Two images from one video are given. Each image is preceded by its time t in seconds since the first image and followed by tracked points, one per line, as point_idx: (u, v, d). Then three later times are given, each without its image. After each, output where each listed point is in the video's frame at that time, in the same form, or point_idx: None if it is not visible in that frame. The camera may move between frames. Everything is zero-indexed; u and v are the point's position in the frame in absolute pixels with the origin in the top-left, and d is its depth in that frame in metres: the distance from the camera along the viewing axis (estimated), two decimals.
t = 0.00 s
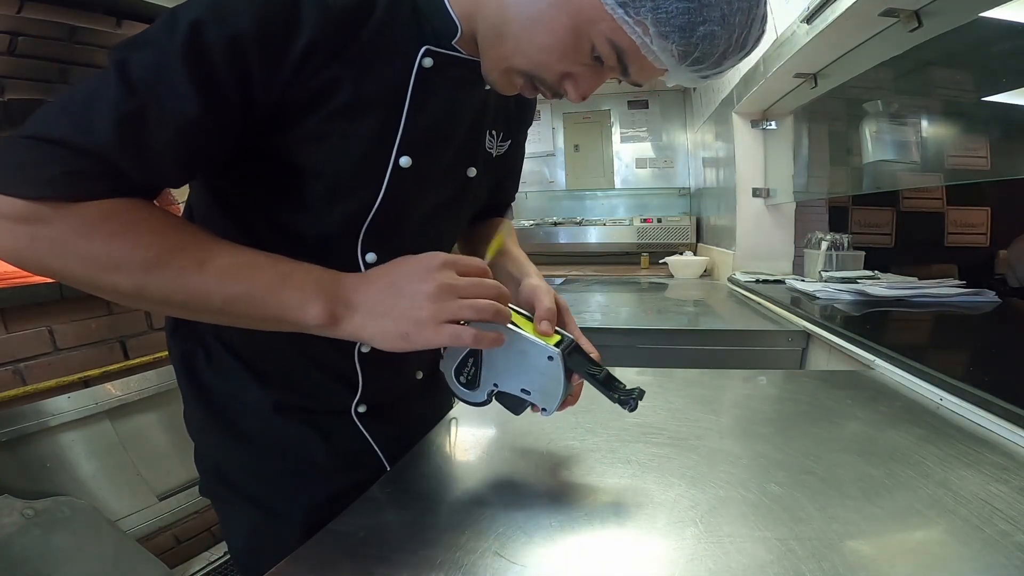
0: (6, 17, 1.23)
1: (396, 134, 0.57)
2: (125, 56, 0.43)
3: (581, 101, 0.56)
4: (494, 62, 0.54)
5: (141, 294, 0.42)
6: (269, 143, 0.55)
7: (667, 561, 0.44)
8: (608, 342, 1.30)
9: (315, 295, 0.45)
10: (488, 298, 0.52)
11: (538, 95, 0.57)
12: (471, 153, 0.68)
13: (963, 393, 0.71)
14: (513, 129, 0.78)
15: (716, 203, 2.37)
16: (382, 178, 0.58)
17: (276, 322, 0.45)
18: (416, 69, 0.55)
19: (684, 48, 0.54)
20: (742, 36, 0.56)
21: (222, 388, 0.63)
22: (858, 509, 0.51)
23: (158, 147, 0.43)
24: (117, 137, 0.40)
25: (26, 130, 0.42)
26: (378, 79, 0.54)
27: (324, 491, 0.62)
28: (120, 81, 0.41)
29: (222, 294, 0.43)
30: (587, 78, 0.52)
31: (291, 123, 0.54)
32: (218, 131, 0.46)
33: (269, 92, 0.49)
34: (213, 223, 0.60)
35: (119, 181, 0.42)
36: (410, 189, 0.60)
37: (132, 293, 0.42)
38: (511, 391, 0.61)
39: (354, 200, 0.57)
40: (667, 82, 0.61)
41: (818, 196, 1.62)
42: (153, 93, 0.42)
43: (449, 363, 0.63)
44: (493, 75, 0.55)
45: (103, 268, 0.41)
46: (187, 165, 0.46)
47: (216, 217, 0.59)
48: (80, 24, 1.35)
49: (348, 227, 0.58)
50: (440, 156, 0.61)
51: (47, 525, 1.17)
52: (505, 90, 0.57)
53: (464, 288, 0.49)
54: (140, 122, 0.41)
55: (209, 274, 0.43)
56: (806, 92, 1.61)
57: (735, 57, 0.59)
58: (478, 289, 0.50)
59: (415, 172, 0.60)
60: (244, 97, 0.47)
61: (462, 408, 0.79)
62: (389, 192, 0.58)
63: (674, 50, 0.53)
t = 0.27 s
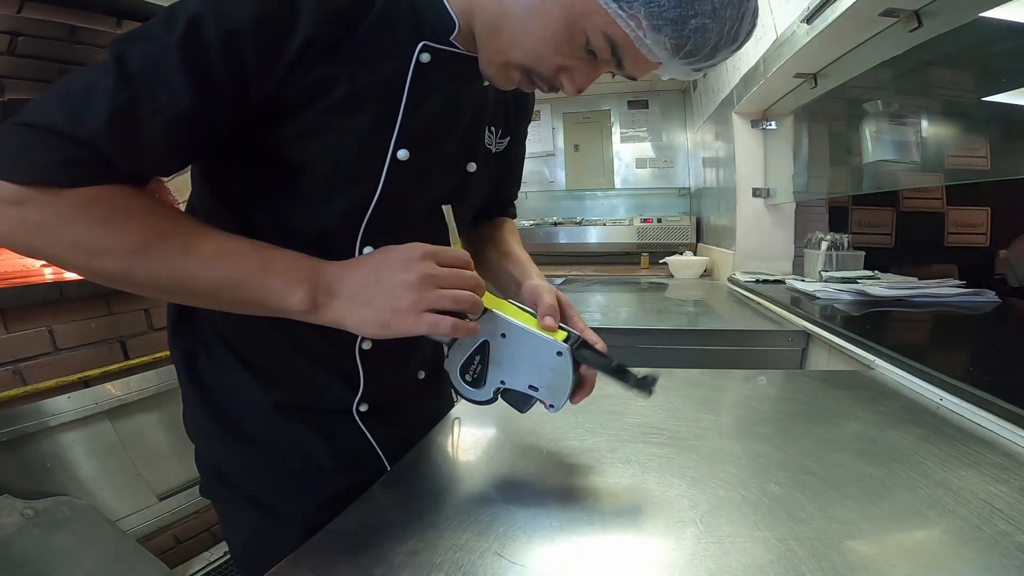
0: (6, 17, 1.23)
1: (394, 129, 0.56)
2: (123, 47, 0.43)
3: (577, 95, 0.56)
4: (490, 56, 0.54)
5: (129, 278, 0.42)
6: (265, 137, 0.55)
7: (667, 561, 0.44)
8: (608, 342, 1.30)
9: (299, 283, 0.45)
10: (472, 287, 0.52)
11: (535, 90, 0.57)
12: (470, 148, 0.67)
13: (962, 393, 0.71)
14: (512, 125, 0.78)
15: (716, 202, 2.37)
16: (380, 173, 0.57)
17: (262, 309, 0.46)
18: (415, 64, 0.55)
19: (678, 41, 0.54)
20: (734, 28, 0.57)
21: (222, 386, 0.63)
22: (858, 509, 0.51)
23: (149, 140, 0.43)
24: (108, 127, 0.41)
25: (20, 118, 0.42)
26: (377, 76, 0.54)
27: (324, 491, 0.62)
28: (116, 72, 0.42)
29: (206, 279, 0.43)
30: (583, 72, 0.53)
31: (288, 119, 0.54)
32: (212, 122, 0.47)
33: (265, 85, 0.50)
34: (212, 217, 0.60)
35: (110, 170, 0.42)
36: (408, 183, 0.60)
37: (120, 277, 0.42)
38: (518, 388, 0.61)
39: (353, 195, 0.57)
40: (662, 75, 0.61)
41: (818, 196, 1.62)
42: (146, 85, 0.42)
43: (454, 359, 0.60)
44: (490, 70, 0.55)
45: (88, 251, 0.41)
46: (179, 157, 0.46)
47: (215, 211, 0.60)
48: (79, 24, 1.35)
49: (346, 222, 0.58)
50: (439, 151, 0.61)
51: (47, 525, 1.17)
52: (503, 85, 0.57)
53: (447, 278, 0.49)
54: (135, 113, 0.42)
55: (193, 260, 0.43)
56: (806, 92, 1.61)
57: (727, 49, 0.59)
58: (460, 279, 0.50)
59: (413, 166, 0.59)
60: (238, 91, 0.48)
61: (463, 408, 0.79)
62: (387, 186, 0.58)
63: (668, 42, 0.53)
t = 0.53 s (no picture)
0: (5, 17, 1.23)
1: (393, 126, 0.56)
2: (125, 45, 0.43)
3: (574, 91, 0.56)
4: (488, 55, 0.54)
5: (126, 272, 0.42)
6: (264, 135, 0.55)
7: (667, 561, 0.44)
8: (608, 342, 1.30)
9: (297, 279, 0.45)
10: (469, 286, 0.51)
11: (532, 87, 0.57)
12: (469, 146, 0.67)
13: (963, 393, 0.71)
14: (512, 124, 0.77)
15: (716, 202, 2.37)
16: (378, 170, 0.57)
17: (258, 305, 0.46)
18: (414, 62, 0.55)
19: (671, 35, 0.54)
20: (727, 21, 0.57)
21: (223, 384, 0.63)
22: (858, 509, 0.51)
23: (149, 137, 0.43)
24: (109, 124, 0.41)
25: (21, 112, 0.42)
26: (377, 76, 0.54)
27: (324, 491, 0.62)
28: (117, 70, 0.42)
29: (204, 272, 0.43)
30: (579, 68, 0.53)
31: (288, 117, 0.54)
32: (212, 120, 0.46)
33: (265, 84, 0.50)
34: (213, 215, 0.60)
35: (111, 166, 0.42)
36: (407, 180, 0.60)
37: (117, 271, 0.42)
38: (516, 388, 0.60)
39: (351, 192, 0.57)
40: (658, 70, 0.61)
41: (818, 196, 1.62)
42: (146, 82, 0.42)
43: (452, 358, 0.61)
44: (488, 68, 0.55)
45: (86, 243, 0.41)
46: (179, 154, 0.46)
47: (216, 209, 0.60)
48: (79, 24, 1.36)
49: (345, 219, 0.58)
50: (437, 148, 0.61)
51: (47, 525, 1.17)
52: (500, 83, 0.57)
53: (444, 277, 0.49)
54: (137, 111, 0.42)
55: (192, 253, 0.43)
56: (806, 92, 1.61)
57: (720, 42, 0.59)
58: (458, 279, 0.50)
59: (411, 164, 0.59)
60: (238, 89, 0.48)
61: (463, 408, 0.79)
62: (386, 183, 0.58)
63: (661, 37, 0.53)
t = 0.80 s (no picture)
0: (5, 17, 1.23)
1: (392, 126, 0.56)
2: (126, 44, 0.43)
3: (571, 91, 0.56)
4: (485, 55, 0.54)
5: (124, 269, 0.42)
6: (264, 133, 0.55)
7: (667, 561, 0.44)
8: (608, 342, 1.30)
9: (295, 275, 0.45)
10: (468, 282, 0.52)
11: (530, 87, 0.57)
12: (468, 146, 0.67)
13: (963, 393, 0.71)
14: (511, 123, 0.77)
15: (716, 202, 2.37)
16: (377, 169, 0.57)
17: (257, 302, 0.46)
18: (413, 61, 0.55)
19: (666, 36, 0.54)
20: (723, 22, 0.56)
21: (223, 384, 0.63)
22: (858, 509, 0.51)
23: (148, 135, 0.43)
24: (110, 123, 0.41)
25: (20, 110, 0.42)
26: (376, 75, 0.54)
27: (324, 491, 0.62)
28: (118, 69, 0.42)
29: (202, 269, 0.43)
30: (575, 68, 0.53)
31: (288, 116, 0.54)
32: (212, 118, 0.47)
33: (265, 83, 0.50)
34: (212, 215, 0.60)
35: (110, 163, 0.42)
36: (406, 179, 0.60)
37: (116, 268, 0.42)
38: (514, 388, 0.61)
39: (350, 190, 0.57)
40: (654, 70, 0.61)
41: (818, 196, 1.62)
42: (146, 80, 0.42)
43: (452, 356, 0.60)
44: (486, 67, 0.55)
45: (84, 241, 0.41)
46: (177, 152, 0.46)
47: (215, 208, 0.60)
48: (79, 24, 1.36)
49: (343, 218, 0.58)
50: (436, 147, 0.61)
51: (47, 525, 1.17)
52: (498, 83, 0.57)
53: (444, 272, 0.49)
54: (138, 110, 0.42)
55: (190, 250, 0.43)
56: (806, 92, 1.61)
57: (717, 44, 0.59)
58: (457, 274, 0.50)
59: (410, 163, 0.59)
60: (237, 88, 0.48)
61: (463, 409, 0.79)
62: (384, 181, 0.58)
63: (656, 38, 0.53)
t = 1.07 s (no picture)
0: (5, 17, 1.23)
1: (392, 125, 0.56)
2: (126, 44, 0.43)
3: (569, 91, 0.56)
4: (483, 54, 0.54)
5: (124, 267, 0.42)
6: (264, 133, 0.55)
7: (668, 561, 0.44)
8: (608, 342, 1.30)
9: (296, 271, 0.45)
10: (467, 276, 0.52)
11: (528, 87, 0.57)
12: (468, 146, 0.67)
13: (963, 393, 0.71)
14: (511, 124, 0.77)
15: (716, 202, 2.37)
16: (377, 168, 0.57)
17: (258, 299, 0.46)
18: (413, 61, 0.55)
19: (664, 37, 0.54)
20: (722, 24, 0.56)
21: (223, 383, 0.63)
22: (858, 509, 0.51)
23: (148, 135, 0.43)
24: (111, 123, 0.41)
25: (20, 109, 0.42)
26: (376, 75, 0.54)
27: (324, 492, 0.62)
28: (118, 69, 0.42)
29: (202, 266, 0.43)
30: (573, 69, 0.53)
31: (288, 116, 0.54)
32: (213, 118, 0.47)
33: (265, 83, 0.50)
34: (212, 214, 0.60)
35: (109, 161, 0.42)
36: (406, 179, 0.60)
37: (115, 265, 0.42)
38: (510, 394, 0.61)
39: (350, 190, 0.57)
40: (653, 71, 0.61)
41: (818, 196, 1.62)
42: (148, 79, 0.42)
43: (451, 359, 0.60)
44: (484, 67, 0.55)
45: (84, 238, 0.41)
46: (177, 151, 0.46)
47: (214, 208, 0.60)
48: (79, 24, 1.36)
49: (343, 218, 0.58)
50: (436, 147, 0.61)
51: (47, 525, 1.17)
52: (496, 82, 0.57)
53: (443, 266, 0.49)
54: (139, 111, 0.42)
55: (189, 247, 0.43)
56: (806, 92, 1.61)
57: (715, 45, 0.59)
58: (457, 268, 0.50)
59: (410, 163, 0.59)
60: (237, 88, 0.48)
61: (463, 409, 0.79)
62: (384, 181, 0.58)
63: (654, 39, 0.53)
